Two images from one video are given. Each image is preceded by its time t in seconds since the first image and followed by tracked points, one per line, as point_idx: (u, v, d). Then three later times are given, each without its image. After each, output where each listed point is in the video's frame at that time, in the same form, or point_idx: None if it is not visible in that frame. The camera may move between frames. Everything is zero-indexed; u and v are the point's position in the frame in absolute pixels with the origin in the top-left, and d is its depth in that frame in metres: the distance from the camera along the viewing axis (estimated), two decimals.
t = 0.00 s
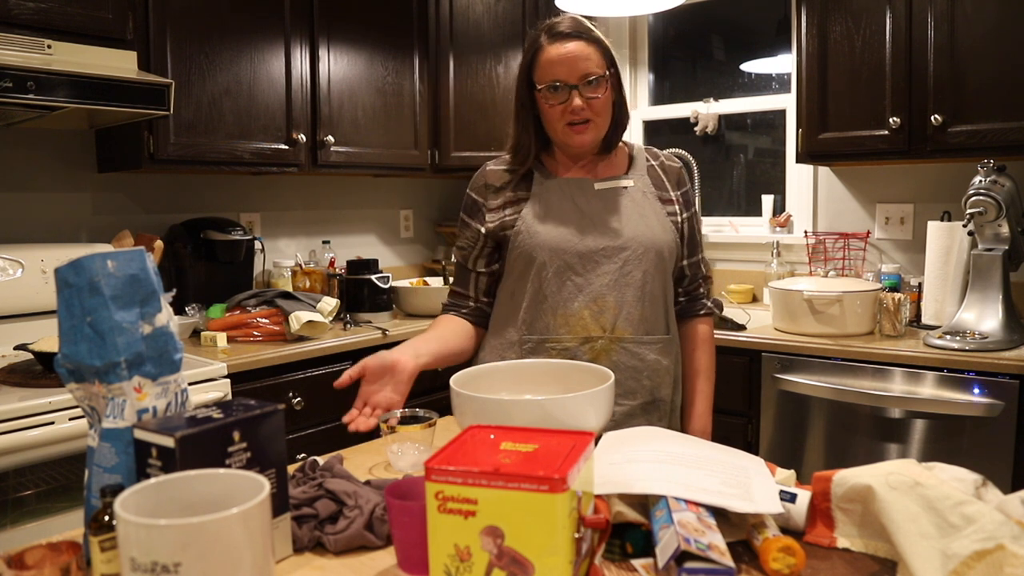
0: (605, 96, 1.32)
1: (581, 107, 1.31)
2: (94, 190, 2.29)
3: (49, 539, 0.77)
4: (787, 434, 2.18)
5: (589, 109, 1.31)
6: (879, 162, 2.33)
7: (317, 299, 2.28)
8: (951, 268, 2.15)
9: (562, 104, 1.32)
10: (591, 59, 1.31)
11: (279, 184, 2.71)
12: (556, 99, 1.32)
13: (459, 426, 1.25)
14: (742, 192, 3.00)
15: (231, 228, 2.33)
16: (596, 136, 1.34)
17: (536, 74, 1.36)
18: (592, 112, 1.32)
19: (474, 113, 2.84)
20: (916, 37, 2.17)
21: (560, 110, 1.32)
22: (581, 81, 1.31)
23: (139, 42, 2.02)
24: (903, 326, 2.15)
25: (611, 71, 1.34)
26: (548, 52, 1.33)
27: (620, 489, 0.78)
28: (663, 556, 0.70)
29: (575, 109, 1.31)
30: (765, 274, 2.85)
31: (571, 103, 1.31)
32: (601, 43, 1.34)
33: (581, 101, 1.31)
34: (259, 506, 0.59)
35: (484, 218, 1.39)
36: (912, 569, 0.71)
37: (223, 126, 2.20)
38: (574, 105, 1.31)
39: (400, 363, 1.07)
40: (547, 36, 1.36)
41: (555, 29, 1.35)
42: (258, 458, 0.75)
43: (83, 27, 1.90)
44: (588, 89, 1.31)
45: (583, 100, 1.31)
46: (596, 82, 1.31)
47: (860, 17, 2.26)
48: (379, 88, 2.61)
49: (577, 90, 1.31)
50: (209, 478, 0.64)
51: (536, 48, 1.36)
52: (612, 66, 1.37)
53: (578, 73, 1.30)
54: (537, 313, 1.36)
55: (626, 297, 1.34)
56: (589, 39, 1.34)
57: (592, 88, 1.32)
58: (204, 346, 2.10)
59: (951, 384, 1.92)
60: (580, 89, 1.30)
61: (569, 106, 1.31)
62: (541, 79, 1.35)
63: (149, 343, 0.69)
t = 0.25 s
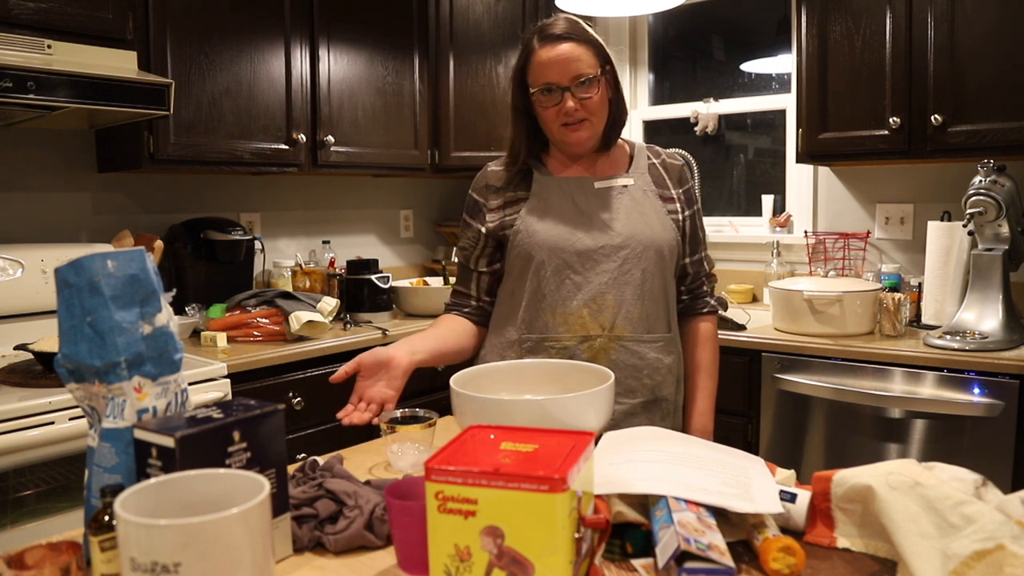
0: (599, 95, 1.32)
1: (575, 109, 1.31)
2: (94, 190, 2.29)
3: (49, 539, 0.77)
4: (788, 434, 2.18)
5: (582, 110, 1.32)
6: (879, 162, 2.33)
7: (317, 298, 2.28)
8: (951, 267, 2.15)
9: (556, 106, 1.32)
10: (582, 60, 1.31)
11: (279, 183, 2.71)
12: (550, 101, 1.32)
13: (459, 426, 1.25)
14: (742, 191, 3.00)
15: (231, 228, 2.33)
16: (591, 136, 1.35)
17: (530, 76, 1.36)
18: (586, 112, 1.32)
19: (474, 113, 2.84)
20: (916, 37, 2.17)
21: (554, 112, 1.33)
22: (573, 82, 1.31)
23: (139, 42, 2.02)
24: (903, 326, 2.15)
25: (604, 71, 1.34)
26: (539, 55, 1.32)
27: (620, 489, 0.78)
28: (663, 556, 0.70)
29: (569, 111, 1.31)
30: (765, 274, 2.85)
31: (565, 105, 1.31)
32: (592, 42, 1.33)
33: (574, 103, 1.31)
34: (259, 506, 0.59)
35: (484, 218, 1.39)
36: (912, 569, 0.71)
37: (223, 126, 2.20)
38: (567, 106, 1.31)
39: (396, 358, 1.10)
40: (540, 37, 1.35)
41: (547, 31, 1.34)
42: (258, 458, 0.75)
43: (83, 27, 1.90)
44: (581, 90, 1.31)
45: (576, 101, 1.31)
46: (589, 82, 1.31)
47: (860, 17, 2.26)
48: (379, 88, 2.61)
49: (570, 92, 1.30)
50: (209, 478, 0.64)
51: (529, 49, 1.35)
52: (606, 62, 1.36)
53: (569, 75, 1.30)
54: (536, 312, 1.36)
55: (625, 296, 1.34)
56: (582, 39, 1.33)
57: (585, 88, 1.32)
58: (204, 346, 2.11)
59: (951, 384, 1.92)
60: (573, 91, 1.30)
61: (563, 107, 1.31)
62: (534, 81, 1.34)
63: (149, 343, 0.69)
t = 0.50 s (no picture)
0: (597, 93, 1.32)
1: (574, 108, 1.31)
2: (94, 190, 2.29)
3: (48, 539, 0.77)
4: (788, 434, 2.18)
5: (580, 109, 1.31)
6: (879, 162, 2.33)
7: (317, 298, 2.28)
8: (951, 267, 2.15)
9: (555, 106, 1.32)
10: (579, 59, 1.31)
11: (279, 183, 2.71)
12: (548, 101, 1.32)
13: (459, 426, 1.25)
14: (742, 192, 3.00)
15: (231, 228, 2.33)
16: (590, 134, 1.35)
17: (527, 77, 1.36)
18: (584, 111, 1.32)
19: (474, 113, 2.83)
20: (916, 37, 2.17)
21: (553, 112, 1.32)
22: (570, 82, 1.30)
23: (139, 42, 2.02)
24: (903, 326, 2.15)
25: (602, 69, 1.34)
26: (537, 56, 1.32)
27: (620, 489, 0.78)
28: (663, 556, 0.70)
29: (568, 110, 1.31)
30: (765, 274, 2.85)
31: (564, 105, 1.31)
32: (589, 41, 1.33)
33: (572, 102, 1.31)
34: (259, 506, 0.59)
35: (487, 219, 1.40)
36: (912, 569, 0.71)
37: (223, 126, 2.20)
38: (565, 106, 1.31)
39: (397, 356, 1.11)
40: (537, 38, 1.36)
41: (544, 32, 1.35)
42: (258, 458, 0.75)
43: (83, 27, 1.90)
44: (579, 89, 1.31)
45: (574, 100, 1.31)
46: (586, 81, 1.31)
47: (860, 17, 2.26)
48: (379, 88, 2.61)
49: (568, 91, 1.30)
50: (209, 478, 0.64)
51: (526, 51, 1.36)
52: (604, 61, 1.36)
53: (567, 74, 1.30)
54: (539, 312, 1.37)
55: (628, 296, 1.34)
56: (579, 38, 1.34)
57: (583, 87, 1.31)
58: (204, 346, 2.10)
59: (951, 384, 1.92)
60: (570, 90, 1.30)
61: (562, 107, 1.31)
62: (532, 82, 1.34)
63: (149, 343, 0.69)
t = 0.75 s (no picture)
0: (600, 89, 1.32)
1: (577, 104, 1.31)
2: (94, 190, 2.29)
3: (48, 539, 0.77)
4: (787, 434, 2.18)
5: (583, 104, 1.31)
6: (879, 162, 2.33)
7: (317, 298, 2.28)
8: (951, 268, 2.15)
9: (558, 103, 1.32)
10: (581, 55, 1.31)
11: (279, 183, 2.71)
12: (552, 99, 1.32)
13: (459, 426, 1.25)
14: (742, 192, 2.99)
15: (231, 228, 2.33)
16: (594, 131, 1.34)
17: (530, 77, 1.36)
18: (588, 107, 1.32)
19: (474, 113, 2.83)
20: (916, 37, 2.17)
21: (557, 110, 1.33)
22: (573, 77, 1.31)
23: (139, 42, 2.02)
24: (903, 326, 2.15)
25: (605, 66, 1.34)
26: (538, 54, 1.33)
27: (620, 489, 0.78)
28: (662, 556, 0.70)
29: (572, 107, 1.31)
30: (765, 274, 2.85)
31: (567, 102, 1.31)
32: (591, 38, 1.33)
33: (575, 98, 1.31)
34: (259, 506, 0.59)
35: (494, 223, 1.41)
36: (912, 569, 0.71)
37: (223, 126, 2.20)
38: (568, 101, 1.31)
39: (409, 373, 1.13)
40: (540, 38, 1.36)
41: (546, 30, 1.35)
42: (258, 458, 0.75)
43: (83, 27, 1.90)
44: (581, 85, 1.31)
45: (577, 96, 1.31)
46: (589, 77, 1.31)
47: (860, 17, 2.26)
48: (379, 88, 2.61)
49: (571, 88, 1.31)
50: (209, 478, 0.64)
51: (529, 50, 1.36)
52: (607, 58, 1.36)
53: (569, 70, 1.30)
54: (547, 316, 1.36)
55: (636, 299, 1.33)
56: (582, 36, 1.34)
57: (586, 84, 1.32)
58: (204, 346, 2.11)
59: (951, 384, 1.92)
60: (574, 86, 1.31)
61: (565, 104, 1.31)
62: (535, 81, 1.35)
63: (149, 342, 0.69)
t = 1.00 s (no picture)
0: (613, 79, 1.32)
1: (590, 92, 1.31)
2: (93, 190, 2.29)
3: (48, 539, 0.77)
4: (788, 434, 2.18)
5: (596, 93, 1.31)
6: (879, 162, 2.33)
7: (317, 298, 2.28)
8: (951, 268, 2.15)
9: (571, 92, 1.32)
10: (594, 45, 1.32)
11: (278, 183, 2.71)
12: (564, 89, 1.33)
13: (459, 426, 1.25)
14: (742, 192, 2.99)
15: (231, 228, 2.33)
16: (607, 121, 1.34)
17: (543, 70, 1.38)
18: (600, 96, 1.31)
19: (474, 113, 2.83)
20: (916, 37, 2.17)
21: (570, 99, 1.32)
22: (586, 66, 1.31)
23: (139, 42, 2.02)
24: (903, 325, 2.15)
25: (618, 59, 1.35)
26: (552, 45, 1.35)
27: (620, 489, 0.78)
28: (662, 556, 0.70)
29: (584, 95, 1.31)
30: (764, 274, 2.85)
31: (580, 90, 1.31)
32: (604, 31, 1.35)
33: (588, 86, 1.30)
34: (259, 506, 0.59)
35: (507, 224, 1.41)
36: (912, 569, 0.71)
37: (223, 126, 2.20)
38: (581, 89, 1.31)
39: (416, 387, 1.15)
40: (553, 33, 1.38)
41: (559, 24, 1.37)
42: (258, 458, 0.75)
43: (83, 27, 1.90)
44: (594, 74, 1.31)
45: (589, 85, 1.31)
46: (602, 67, 1.32)
47: (860, 17, 2.26)
48: (379, 88, 2.61)
49: (583, 76, 1.31)
50: (209, 478, 0.64)
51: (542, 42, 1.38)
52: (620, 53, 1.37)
53: (582, 59, 1.31)
54: (562, 319, 1.36)
55: (652, 302, 1.33)
56: (594, 29, 1.36)
57: (599, 74, 1.32)
58: (204, 346, 2.11)
59: (951, 384, 1.92)
60: (586, 74, 1.31)
61: (578, 93, 1.31)
62: (547, 73, 1.36)
63: (149, 343, 0.69)
